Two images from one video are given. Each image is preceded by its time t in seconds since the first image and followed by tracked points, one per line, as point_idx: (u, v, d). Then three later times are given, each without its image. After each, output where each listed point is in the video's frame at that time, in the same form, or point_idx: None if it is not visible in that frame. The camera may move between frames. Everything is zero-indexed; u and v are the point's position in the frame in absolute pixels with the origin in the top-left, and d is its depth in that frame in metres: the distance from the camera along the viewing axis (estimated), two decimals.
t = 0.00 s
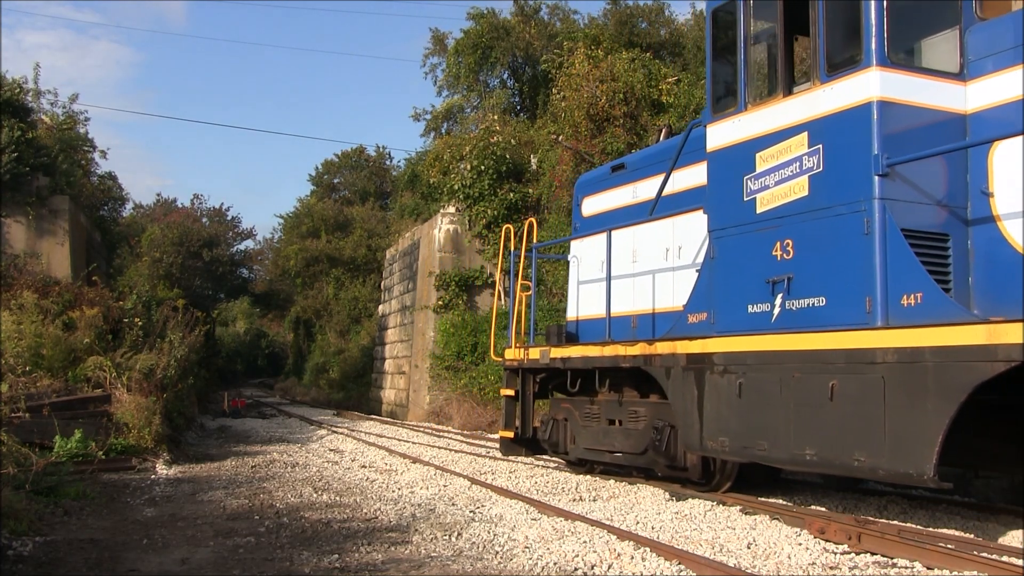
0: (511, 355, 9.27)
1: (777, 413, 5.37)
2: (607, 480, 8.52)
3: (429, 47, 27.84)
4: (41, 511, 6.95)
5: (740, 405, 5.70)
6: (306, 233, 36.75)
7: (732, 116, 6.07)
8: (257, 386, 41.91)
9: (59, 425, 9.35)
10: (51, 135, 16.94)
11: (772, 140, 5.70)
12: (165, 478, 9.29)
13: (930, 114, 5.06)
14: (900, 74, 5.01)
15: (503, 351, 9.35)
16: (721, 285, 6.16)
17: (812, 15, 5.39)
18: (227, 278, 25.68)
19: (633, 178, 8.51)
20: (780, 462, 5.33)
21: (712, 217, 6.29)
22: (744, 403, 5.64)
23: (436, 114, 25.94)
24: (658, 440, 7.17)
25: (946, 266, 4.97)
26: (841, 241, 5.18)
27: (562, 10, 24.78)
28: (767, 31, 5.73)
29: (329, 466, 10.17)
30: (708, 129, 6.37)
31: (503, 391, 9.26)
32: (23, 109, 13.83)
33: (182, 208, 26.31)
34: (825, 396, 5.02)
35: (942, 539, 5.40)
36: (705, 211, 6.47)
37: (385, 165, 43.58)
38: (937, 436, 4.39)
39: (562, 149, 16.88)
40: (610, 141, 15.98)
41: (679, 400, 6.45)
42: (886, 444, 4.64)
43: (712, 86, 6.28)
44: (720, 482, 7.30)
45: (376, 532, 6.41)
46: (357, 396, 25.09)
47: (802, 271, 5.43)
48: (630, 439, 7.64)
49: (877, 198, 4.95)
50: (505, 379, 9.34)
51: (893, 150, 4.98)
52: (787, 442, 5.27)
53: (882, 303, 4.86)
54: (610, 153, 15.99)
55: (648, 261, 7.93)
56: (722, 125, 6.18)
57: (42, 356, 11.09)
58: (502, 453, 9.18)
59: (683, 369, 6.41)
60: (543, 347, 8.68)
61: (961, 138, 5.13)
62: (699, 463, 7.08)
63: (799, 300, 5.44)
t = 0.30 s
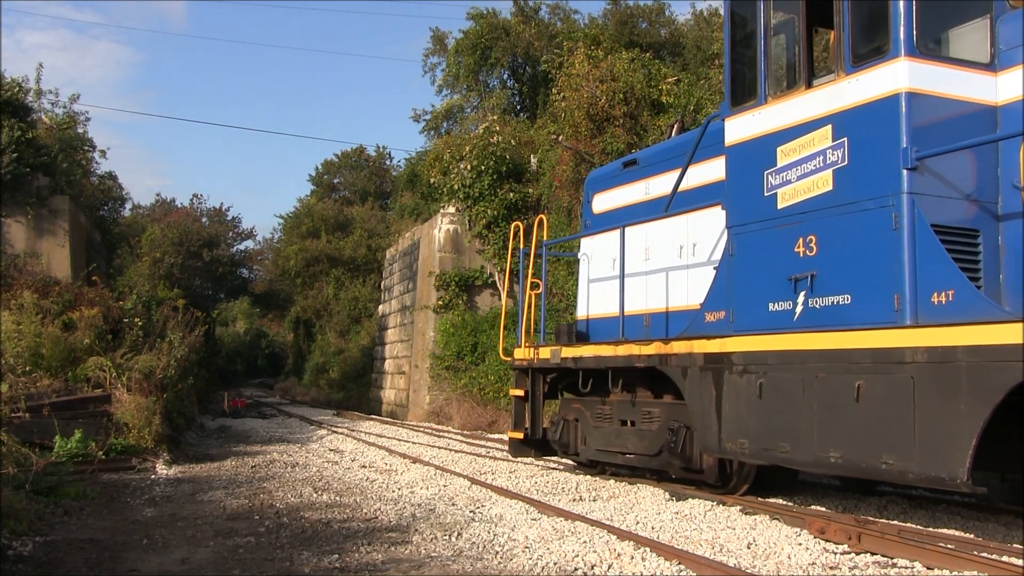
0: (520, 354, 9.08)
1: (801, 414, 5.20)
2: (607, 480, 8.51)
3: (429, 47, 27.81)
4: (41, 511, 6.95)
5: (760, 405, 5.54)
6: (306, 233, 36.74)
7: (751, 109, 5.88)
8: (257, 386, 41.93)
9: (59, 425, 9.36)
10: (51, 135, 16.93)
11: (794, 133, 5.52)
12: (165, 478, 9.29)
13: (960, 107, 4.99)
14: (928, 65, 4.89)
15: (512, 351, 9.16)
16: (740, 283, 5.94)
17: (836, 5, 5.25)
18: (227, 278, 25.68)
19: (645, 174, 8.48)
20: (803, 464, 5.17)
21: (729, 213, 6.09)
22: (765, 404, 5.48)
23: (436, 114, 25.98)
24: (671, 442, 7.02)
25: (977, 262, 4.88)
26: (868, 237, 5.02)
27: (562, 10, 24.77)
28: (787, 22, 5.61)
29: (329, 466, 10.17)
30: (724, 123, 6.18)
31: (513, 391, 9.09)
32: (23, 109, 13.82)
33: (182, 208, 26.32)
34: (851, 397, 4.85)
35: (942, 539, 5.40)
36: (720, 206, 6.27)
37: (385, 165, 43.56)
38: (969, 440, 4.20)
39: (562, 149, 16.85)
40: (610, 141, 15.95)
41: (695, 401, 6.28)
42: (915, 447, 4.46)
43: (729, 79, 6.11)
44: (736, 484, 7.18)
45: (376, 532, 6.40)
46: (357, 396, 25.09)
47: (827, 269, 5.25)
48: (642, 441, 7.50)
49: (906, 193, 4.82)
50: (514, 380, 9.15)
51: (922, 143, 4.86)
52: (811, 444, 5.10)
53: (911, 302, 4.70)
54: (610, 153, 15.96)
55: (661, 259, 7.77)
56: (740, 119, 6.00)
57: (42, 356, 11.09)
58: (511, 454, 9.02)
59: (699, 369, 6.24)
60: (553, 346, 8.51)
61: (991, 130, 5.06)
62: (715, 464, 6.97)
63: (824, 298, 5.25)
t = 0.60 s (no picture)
0: (530, 353, 8.86)
1: (825, 415, 5.01)
2: (607, 480, 8.51)
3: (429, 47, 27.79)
4: (41, 511, 6.95)
5: (781, 406, 5.35)
6: (306, 233, 36.74)
7: (771, 102, 5.73)
8: (257, 386, 41.96)
9: (59, 425, 9.36)
10: (51, 135, 16.93)
11: (817, 125, 5.37)
12: (165, 478, 9.30)
13: (993, 97, 4.87)
14: (961, 53, 4.74)
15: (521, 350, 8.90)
16: (759, 281, 5.82)
17: None
18: (227, 278, 25.67)
19: (658, 171, 8.28)
20: (827, 467, 4.98)
21: (749, 208, 5.95)
22: (787, 404, 5.29)
23: (436, 114, 26.01)
24: (687, 443, 6.75)
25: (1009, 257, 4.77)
26: (896, 232, 4.87)
27: (563, 10, 24.76)
28: (808, 14, 5.45)
29: (329, 466, 10.17)
30: (743, 116, 6.03)
31: (522, 391, 8.89)
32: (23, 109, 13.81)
33: (182, 208, 26.33)
34: (877, 397, 4.66)
35: (942, 539, 5.40)
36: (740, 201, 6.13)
37: (385, 165, 43.55)
38: (1005, 441, 4.04)
39: (562, 148, 16.81)
40: (611, 141, 15.92)
41: (713, 401, 6.08)
42: (946, 449, 4.29)
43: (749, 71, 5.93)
44: (755, 487, 6.92)
45: (376, 532, 6.41)
46: (357, 396, 25.11)
47: (852, 265, 5.11)
48: (657, 441, 7.24)
49: (936, 186, 4.68)
50: (523, 379, 8.96)
51: (954, 135, 4.72)
52: (834, 445, 4.92)
53: (943, 300, 4.57)
54: (610, 153, 15.91)
55: (675, 256, 7.60)
56: (761, 111, 5.84)
57: (42, 356, 11.09)
58: (520, 455, 8.81)
59: (717, 368, 6.05)
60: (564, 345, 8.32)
61: None
62: (732, 467, 6.72)
63: (849, 296, 5.11)
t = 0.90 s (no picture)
0: (540, 352, 8.72)
1: (850, 416, 4.87)
2: (607, 480, 8.51)
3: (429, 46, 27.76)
4: (41, 511, 6.95)
5: (804, 407, 5.22)
6: (306, 233, 36.73)
7: (793, 94, 5.65)
8: (257, 386, 41.97)
9: (59, 425, 9.36)
10: (50, 134, 16.92)
11: (842, 118, 5.27)
12: (165, 478, 9.30)
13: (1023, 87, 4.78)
14: (991, 43, 4.66)
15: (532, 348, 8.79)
16: (780, 277, 5.73)
17: None
18: (227, 278, 25.63)
19: (671, 166, 8.17)
20: (852, 469, 4.84)
21: (769, 204, 5.87)
22: (810, 405, 5.16)
23: (436, 113, 26.02)
24: (704, 445, 6.62)
25: None
26: (923, 227, 4.77)
27: (563, 10, 24.75)
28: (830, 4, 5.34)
29: (329, 466, 10.17)
30: (764, 109, 5.95)
31: (531, 391, 8.71)
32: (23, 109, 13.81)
33: (182, 208, 26.33)
34: (905, 397, 4.51)
35: (942, 539, 5.40)
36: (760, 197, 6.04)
37: (385, 165, 43.55)
38: None
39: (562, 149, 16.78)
40: (611, 141, 15.87)
41: (731, 402, 5.97)
42: (978, 451, 4.14)
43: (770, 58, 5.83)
44: (772, 489, 6.78)
45: (376, 532, 6.41)
46: (357, 396, 25.10)
47: (879, 261, 5.00)
48: (670, 443, 7.11)
49: (967, 179, 4.58)
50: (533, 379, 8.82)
51: (985, 126, 4.63)
52: (860, 446, 4.78)
53: (974, 295, 4.46)
54: (610, 153, 15.87)
55: (689, 253, 7.49)
56: (782, 104, 5.76)
57: (42, 356, 11.09)
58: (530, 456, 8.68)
59: (735, 368, 5.94)
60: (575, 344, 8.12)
61: None
62: (750, 469, 6.61)
63: (875, 292, 5.01)
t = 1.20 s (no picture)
0: (550, 352, 8.68)
1: (875, 416, 4.80)
2: (607, 480, 8.51)
3: (428, 46, 27.75)
4: (41, 511, 6.95)
5: (827, 407, 5.16)
6: (306, 233, 36.72)
7: (816, 87, 5.57)
8: (257, 386, 41.96)
9: (59, 425, 9.36)
10: (50, 134, 16.93)
11: (867, 111, 5.16)
12: (165, 478, 9.30)
13: None
14: None
15: (542, 349, 8.76)
16: (803, 274, 5.66)
17: None
18: (227, 278, 25.63)
19: (684, 162, 7.97)
20: (877, 472, 4.79)
21: (791, 199, 5.79)
22: (833, 406, 5.10)
23: (436, 113, 26.02)
24: (721, 447, 6.55)
25: None
26: (952, 223, 4.66)
27: (563, 11, 24.74)
28: None
29: (329, 466, 10.17)
30: (785, 102, 5.87)
31: (542, 391, 8.73)
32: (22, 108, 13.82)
33: (182, 208, 26.33)
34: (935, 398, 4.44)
35: (942, 539, 5.40)
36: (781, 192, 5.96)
37: (385, 165, 43.54)
38: None
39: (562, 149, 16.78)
40: (611, 141, 15.82)
41: (750, 403, 5.93)
42: (1012, 453, 4.07)
43: (792, 49, 5.75)
44: (791, 491, 6.63)
45: (376, 532, 6.41)
46: (357, 396, 25.10)
47: (907, 258, 4.90)
48: (685, 445, 7.02)
49: (1002, 173, 4.45)
50: (543, 380, 8.78)
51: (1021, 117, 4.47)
52: (887, 448, 4.71)
53: (1009, 293, 4.34)
54: (610, 154, 15.84)
55: (704, 252, 7.42)
56: (804, 97, 5.67)
57: (42, 356, 11.10)
58: (539, 458, 8.58)
59: (754, 367, 5.90)
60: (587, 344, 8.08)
61: None
62: (768, 470, 6.46)
63: (902, 289, 4.91)
